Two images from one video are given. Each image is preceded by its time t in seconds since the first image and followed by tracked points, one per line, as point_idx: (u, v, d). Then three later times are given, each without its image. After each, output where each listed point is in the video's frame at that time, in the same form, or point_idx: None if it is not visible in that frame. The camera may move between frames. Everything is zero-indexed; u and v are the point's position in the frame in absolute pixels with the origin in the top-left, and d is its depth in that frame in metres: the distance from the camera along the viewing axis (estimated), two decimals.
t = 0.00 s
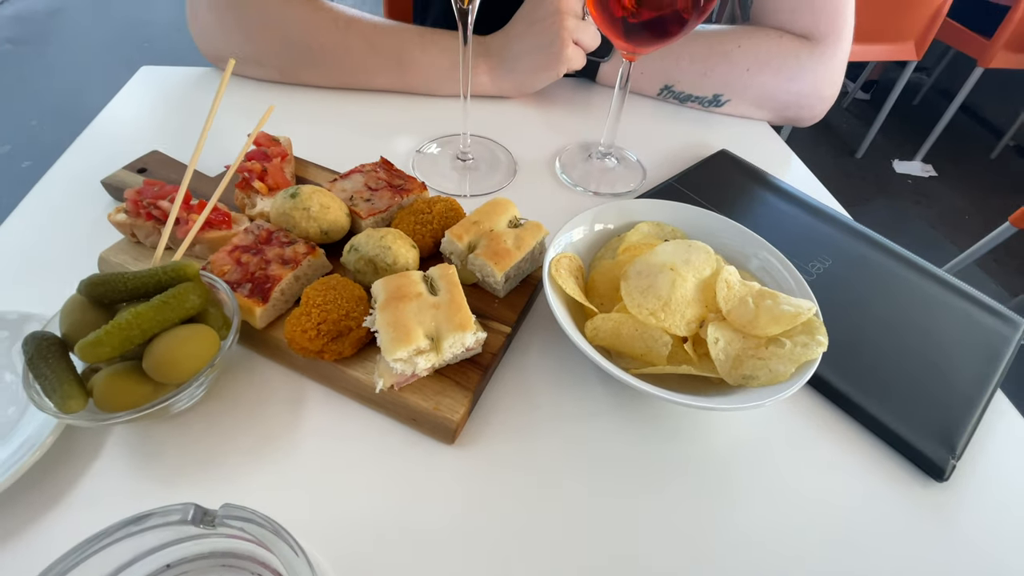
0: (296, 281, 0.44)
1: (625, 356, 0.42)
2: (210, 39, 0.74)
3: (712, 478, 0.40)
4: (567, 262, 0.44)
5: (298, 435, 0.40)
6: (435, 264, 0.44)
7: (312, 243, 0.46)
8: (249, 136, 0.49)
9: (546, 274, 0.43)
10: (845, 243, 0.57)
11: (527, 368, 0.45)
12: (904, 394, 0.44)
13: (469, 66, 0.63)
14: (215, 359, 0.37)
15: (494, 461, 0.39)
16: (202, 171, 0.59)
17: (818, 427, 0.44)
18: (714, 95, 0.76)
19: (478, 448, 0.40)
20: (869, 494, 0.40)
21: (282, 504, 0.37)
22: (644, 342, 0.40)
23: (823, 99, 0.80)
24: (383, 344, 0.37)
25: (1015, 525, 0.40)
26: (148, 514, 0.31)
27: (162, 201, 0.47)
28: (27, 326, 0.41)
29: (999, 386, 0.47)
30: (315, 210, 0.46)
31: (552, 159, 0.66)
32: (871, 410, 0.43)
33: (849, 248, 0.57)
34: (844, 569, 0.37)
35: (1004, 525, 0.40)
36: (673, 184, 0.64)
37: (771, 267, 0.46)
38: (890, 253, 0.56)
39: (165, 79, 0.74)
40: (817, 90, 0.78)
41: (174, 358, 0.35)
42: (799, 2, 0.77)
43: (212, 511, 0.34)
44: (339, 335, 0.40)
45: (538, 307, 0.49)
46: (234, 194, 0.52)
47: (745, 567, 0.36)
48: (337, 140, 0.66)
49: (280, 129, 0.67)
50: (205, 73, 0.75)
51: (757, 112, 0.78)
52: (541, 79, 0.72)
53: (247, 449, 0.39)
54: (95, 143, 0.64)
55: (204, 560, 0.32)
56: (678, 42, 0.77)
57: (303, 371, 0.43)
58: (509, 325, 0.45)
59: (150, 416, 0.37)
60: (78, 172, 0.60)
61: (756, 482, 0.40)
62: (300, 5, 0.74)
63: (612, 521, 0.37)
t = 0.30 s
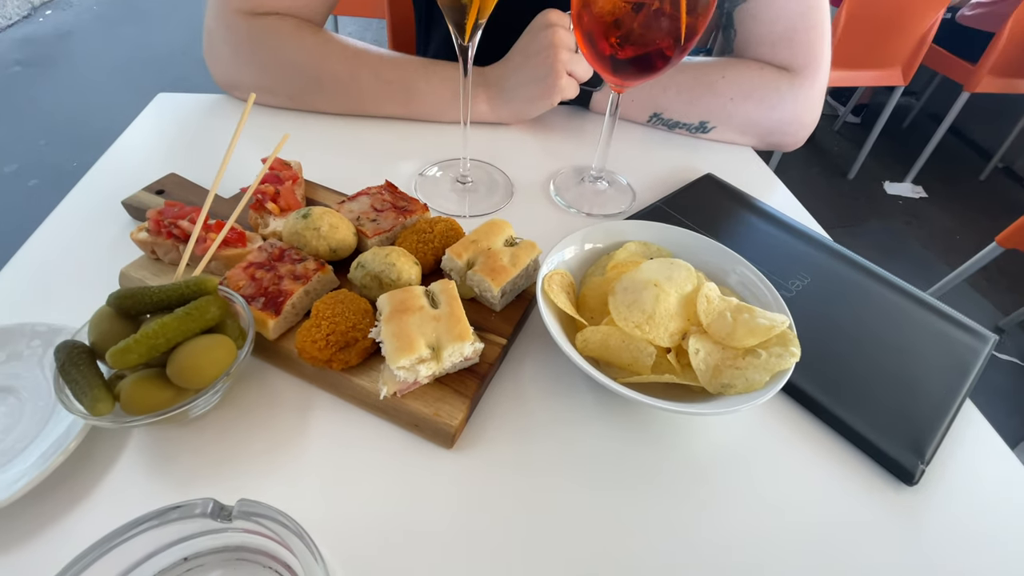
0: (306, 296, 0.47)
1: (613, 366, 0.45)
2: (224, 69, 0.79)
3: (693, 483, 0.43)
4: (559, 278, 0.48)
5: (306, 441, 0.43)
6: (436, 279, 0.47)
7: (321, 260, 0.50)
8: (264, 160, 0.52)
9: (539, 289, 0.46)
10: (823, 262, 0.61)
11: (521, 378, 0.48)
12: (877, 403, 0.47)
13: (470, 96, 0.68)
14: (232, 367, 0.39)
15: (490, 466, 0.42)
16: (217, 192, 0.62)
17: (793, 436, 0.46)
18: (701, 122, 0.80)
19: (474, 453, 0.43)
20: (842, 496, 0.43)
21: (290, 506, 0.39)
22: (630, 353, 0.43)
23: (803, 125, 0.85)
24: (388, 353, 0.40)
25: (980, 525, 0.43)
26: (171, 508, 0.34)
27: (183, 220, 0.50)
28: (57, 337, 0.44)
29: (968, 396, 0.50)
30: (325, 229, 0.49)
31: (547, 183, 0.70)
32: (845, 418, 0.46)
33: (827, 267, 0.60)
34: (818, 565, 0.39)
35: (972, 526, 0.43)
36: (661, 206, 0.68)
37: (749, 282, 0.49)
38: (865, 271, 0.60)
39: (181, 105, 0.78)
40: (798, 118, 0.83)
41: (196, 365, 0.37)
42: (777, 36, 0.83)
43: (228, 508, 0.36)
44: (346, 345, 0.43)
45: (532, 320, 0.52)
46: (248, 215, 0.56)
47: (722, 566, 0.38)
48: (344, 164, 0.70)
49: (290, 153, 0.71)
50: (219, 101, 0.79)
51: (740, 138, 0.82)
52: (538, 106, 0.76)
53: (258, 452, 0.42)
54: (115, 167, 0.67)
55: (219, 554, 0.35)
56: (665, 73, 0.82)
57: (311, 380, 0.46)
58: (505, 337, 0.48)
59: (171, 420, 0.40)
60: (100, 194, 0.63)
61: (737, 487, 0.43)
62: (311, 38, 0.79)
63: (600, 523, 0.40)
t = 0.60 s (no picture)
0: (319, 303, 0.50)
1: (605, 369, 0.48)
2: (241, 93, 0.84)
3: (679, 479, 0.46)
4: (554, 288, 0.51)
5: (318, 437, 0.46)
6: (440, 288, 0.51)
7: (334, 271, 0.53)
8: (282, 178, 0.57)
9: (536, 298, 0.50)
10: (803, 275, 0.65)
11: (519, 380, 0.51)
12: (852, 405, 0.50)
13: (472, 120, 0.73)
14: (253, 367, 0.43)
15: (490, 461, 0.45)
16: (234, 209, 0.67)
17: (775, 435, 0.49)
18: (689, 144, 0.85)
19: (475, 449, 0.46)
20: (819, 490, 0.46)
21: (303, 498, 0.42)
22: (620, 356, 0.47)
23: (787, 147, 0.90)
24: (396, 354, 0.43)
25: (948, 517, 0.46)
26: (201, 491, 0.37)
27: (205, 233, 0.54)
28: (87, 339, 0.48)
29: (939, 399, 0.53)
30: (337, 242, 0.53)
31: (544, 201, 0.74)
32: (822, 418, 0.49)
33: (807, 279, 0.64)
34: (795, 553, 0.42)
35: (942, 519, 0.45)
36: (651, 223, 0.72)
37: (730, 291, 0.53)
38: (841, 283, 0.64)
39: (199, 127, 0.83)
40: (782, 140, 0.88)
41: (220, 364, 0.41)
42: (760, 65, 0.88)
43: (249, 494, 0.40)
44: (358, 347, 0.47)
45: (530, 327, 0.56)
46: (264, 229, 0.60)
47: (703, 552, 0.41)
48: (354, 182, 0.74)
49: (302, 173, 0.76)
50: (235, 123, 0.84)
51: (727, 159, 0.87)
52: (535, 130, 0.81)
53: (275, 447, 0.45)
54: (137, 185, 0.71)
55: (241, 538, 0.38)
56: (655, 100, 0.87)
57: (323, 382, 0.49)
58: (504, 342, 0.52)
59: (195, 415, 0.43)
60: (122, 209, 0.67)
61: (719, 483, 0.46)
62: (322, 66, 0.84)
63: (592, 515, 0.43)
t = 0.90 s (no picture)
0: (333, 307, 0.54)
1: (598, 368, 0.52)
2: (256, 115, 0.89)
3: (668, 471, 0.49)
4: (551, 293, 0.56)
5: (331, 431, 0.49)
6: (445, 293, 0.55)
7: (346, 278, 0.57)
8: (299, 193, 0.61)
9: (534, 303, 0.54)
10: (785, 284, 0.69)
11: (519, 379, 0.55)
12: (831, 403, 0.54)
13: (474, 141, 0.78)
14: (273, 363, 0.46)
15: (491, 453, 0.49)
16: (251, 222, 0.71)
17: (758, 431, 0.53)
18: (679, 164, 0.90)
19: (478, 442, 0.49)
20: (799, 481, 0.49)
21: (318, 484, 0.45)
22: (612, 355, 0.51)
23: (772, 166, 0.95)
24: (405, 351, 0.47)
25: (921, 507, 0.49)
26: (227, 473, 0.41)
27: (227, 243, 0.59)
28: (117, 339, 0.51)
29: (913, 399, 0.57)
30: (350, 252, 0.57)
31: (542, 216, 0.79)
32: (802, 415, 0.52)
33: (789, 288, 0.68)
34: (776, 539, 0.45)
35: (914, 508, 0.49)
36: (643, 237, 0.76)
37: (714, 296, 0.57)
38: (822, 292, 0.68)
39: (216, 146, 0.88)
40: (767, 160, 0.94)
41: (244, 359, 0.45)
42: (745, 90, 0.94)
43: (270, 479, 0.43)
44: (369, 346, 0.50)
45: (528, 331, 0.59)
46: (281, 240, 0.64)
47: (689, 536, 0.45)
48: (363, 198, 0.79)
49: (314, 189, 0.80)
50: (251, 144, 0.89)
51: (716, 178, 0.92)
52: (533, 150, 0.86)
53: (292, 440, 0.48)
54: (158, 199, 0.76)
55: (263, 518, 0.41)
56: (646, 122, 0.93)
57: (336, 380, 0.52)
58: (505, 344, 0.55)
59: (219, 408, 0.46)
60: (145, 222, 0.71)
61: (706, 474, 0.49)
62: (334, 91, 0.90)
63: (586, 503, 0.46)
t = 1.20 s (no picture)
0: (345, 313, 0.58)
1: (592, 369, 0.56)
2: (272, 137, 0.95)
3: (657, 465, 0.53)
4: (548, 300, 0.60)
5: (343, 428, 0.53)
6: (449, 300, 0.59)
7: (357, 286, 0.62)
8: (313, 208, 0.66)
9: (532, 309, 0.58)
10: (768, 294, 0.73)
11: (519, 380, 0.59)
12: (811, 403, 0.57)
13: (476, 161, 0.83)
14: (292, 361, 0.50)
15: (493, 447, 0.52)
16: (266, 236, 0.75)
17: (742, 428, 0.56)
18: (669, 183, 0.95)
19: (481, 437, 0.53)
20: (780, 474, 0.53)
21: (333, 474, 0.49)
22: (604, 357, 0.55)
23: (758, 185, 1.00)
24: (413, 352, 0.51)
25: (893, 499, 0.52)
26: (250, 461, 0.44)
27: (246, 254, 0.63)
28: (144, 341, 0.55)
29: (888, 400, 0.60)
30: (361, 262, 0.62)
31: (540, 232, 0.83)
32: (782, 413, 0.56)
33: (772, 298, 0.73)
34: (757, 527, 0.49)
35: (888, 500, 0.52)
36: (635, 250, 0.81)
37: (699, 303, 0.61)
38: (803, 302, 0.72)
39: (233, 166, 0.93)
40: (753, 180, 0.99)
41: (266, 357, 0.49)
42: (731, 114, 1.00)
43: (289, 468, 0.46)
44: (380, 348, 0.54)
45: (527, 337, 0.64)
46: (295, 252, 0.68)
47: (677, 522, 0.48)
48: (371, 215, 0.84)
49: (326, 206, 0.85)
50: (265, 164, 0.95)
51: (704, 196, 0.97)
52: (532, 170, 0.92)
53: (308, 434, 0.52)
54: (178, 214, 0.80)
55: (282, 503, 0.44)
56: (638, 144, 0.98)
57: (348, 381, 0.56)
58: (505, 347, 0.60)
59: (240, 403, 0.50)
60: (167, 236, 0.76)
61: (693, 467, 0.53)
62: (345, 115, 0.95)
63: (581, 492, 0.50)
